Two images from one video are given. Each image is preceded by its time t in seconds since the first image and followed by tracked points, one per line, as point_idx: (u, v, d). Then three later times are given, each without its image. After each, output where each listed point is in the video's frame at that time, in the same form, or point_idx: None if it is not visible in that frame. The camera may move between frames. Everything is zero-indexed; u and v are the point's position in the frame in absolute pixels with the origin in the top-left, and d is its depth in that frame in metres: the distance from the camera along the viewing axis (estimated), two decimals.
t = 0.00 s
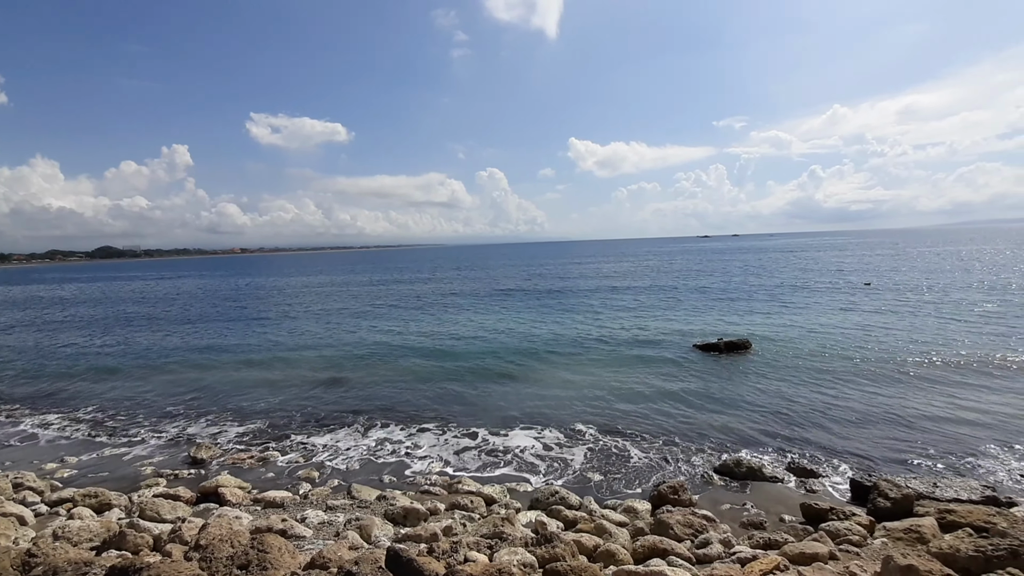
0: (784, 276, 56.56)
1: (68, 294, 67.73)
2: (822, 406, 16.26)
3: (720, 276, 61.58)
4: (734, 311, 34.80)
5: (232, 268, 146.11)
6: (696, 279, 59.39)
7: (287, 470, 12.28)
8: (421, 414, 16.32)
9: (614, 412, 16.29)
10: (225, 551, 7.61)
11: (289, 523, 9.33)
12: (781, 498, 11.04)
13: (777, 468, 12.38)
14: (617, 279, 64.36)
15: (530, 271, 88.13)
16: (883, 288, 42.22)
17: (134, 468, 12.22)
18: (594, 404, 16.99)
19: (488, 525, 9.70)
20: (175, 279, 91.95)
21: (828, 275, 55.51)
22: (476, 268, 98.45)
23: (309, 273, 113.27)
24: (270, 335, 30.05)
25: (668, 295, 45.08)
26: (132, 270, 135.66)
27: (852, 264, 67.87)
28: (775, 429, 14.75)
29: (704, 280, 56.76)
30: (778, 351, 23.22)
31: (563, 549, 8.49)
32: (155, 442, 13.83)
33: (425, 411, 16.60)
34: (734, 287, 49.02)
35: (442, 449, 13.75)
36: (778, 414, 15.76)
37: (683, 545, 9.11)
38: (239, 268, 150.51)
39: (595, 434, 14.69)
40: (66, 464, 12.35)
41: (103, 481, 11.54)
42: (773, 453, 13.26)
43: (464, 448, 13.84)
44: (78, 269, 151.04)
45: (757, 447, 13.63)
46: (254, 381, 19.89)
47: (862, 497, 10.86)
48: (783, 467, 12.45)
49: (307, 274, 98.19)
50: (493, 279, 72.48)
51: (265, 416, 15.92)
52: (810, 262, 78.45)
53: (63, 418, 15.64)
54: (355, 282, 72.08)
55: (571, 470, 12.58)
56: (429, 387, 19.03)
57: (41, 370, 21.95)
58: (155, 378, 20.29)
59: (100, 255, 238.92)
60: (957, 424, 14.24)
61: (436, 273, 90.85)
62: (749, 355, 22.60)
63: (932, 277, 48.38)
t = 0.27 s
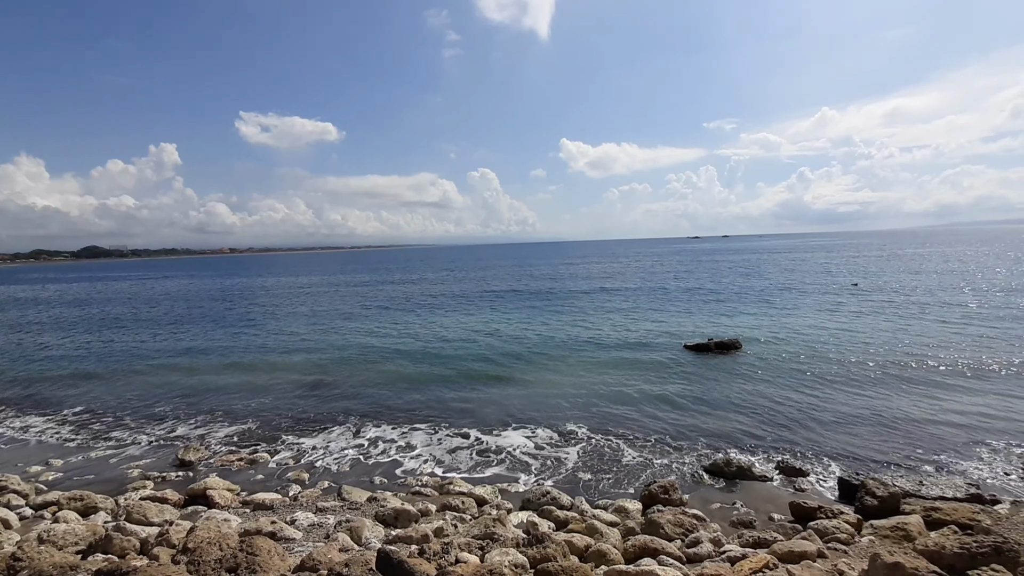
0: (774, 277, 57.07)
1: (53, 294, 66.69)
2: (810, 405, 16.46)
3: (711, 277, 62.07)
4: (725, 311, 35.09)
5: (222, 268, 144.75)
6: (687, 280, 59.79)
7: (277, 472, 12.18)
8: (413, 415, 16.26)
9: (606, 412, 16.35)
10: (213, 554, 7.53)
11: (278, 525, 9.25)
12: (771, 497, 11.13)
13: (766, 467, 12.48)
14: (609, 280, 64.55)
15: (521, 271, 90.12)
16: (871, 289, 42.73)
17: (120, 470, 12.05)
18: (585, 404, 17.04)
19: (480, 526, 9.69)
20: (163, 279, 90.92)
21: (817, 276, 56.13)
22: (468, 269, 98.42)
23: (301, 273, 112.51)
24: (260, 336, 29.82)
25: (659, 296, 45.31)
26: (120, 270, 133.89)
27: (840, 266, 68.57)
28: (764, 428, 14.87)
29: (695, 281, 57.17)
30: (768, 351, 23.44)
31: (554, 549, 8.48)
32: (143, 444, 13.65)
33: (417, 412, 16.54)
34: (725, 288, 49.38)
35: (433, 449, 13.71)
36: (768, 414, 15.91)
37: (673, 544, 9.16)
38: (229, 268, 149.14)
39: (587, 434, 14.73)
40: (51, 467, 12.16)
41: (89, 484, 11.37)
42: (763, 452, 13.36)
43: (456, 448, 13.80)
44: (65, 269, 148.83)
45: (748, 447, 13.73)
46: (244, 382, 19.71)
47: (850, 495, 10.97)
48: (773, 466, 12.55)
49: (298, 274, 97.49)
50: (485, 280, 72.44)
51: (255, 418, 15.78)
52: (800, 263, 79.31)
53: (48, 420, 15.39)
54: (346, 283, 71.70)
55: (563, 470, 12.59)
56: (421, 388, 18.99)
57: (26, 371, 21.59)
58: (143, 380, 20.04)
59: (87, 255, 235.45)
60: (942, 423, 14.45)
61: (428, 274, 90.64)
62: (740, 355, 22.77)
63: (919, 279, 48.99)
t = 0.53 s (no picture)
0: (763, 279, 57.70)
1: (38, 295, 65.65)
2: (799, 405, 16.61)
3: (702, 279, 62.51)
4: (715, 313, 35.34)
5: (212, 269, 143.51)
6: (678, 282, 60.20)
7: (267, 474, 12.07)
8: (404, 417, 16.21)
9: (597, 413, 16.39)
10: (201, 557, 7.44)
11: (268, 528, 9.16)
12: (761, 497, 11.20)
13: (756, 467, 12.56)
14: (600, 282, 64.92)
15: (514, 271, 93.71)
16: (857, 290, 43.34)
17: (107, 473, 11.88)
18: (577, 406, 17.09)
19: (471, 527, 9.66)
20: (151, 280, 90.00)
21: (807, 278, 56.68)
22: (461, 270, 98.41)
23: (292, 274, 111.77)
24: (251, 338, 29.58)
25: (651, 298, 45.55)
26: (107, 271, 132.16)
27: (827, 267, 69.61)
28: (754, 429, 14.97)
29: (686, 283, 57.54)
30: (758, 352, 23.63)
31: (546, 550, 8.47)
32: (130, 447, 13.47)
33: (408, 413, 16.49)
34: (716, 290, 49.78)
35: (425, 451, 13.66)
36: (757, 415, 16.03)
37: (664, 544, 9.18)
38: (220, 269, 147.83)
39: (579, 434, 14.75)
40: (35, 470, 11.95)
41: (74, 487, 11.19)
42: (754, 453, 13.44)
43: (447, 449, 13.74)
44: (51, 270, 146.63)
45: (739, 447, 13.80)
46: (233, 384, 19.54)
47: (839, 494, 11.07)
48: (763, 466, 12.65)
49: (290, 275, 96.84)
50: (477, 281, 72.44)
51: (244, 420, 15.64)
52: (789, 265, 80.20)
53: (32, 423, 15.14)
54: (338, 284, 71.30)
55: (555, 471, 12.57)
56: (412, 390, 18.95)
57: (10, 374, 21.22)
58: (131, 382, 19.80)
59: (73, 254, 231.99)
60: (929, 423, 14.64)
61: (420, 275, 90.45)
62: (730, 356, 22.93)
63: (904, 280, 49.77)
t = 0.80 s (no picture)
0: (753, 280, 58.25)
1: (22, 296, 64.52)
2: (788, 405, 16.78)
3: (694, 280, 62.87)
4: (706, 315, 35.57)
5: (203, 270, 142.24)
6: (670, 283, 60.55)
7: (257, 476, 11.97)
8: (396, 418, 16.14)
9: (588, 414, 16.43)
10: (190, 561, 7.36)
11: (257, 531, 9.08)
12: (751, 497, 11.27)
13: (746, 467, 12.64)
14: (592, 283, 65.25)
15: (505, 271, 97.73)
16: (845, 291, 43.90)
17: (93, 477, 11.71)
18: (569, 407, 17.12)
19: (463, 529, 9.63)
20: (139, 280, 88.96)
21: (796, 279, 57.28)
22: (453, 271, 98.51)
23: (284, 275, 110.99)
24: (241, 340, 29.31)
25: (643, 299, 45.75)
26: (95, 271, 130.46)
27: (815, 269, 70.56)
28: (744, 429, 15.07)
29: (678, 284, 57.87)
30: (749, 353, 23.81)
31: (538, 551, 8.46)
32: (116, 450, 13.29)
33: (400, 414, 16.42)
34: (707, 292, 50.13)
35: (416, 452, 13.60)
36: (748, 415, 16.14)
37: (656, 545, 9.21)
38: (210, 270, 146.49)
39: (570, 435, 14.76)
40: (18, 474, 11.74)
41: (59, 491, 11.01)
42: (744, 452, 13.53)
43: (439, 450, 13.70)
44: (37, 270, 144.46)
45: (729, 447, 13.88)
46: (222, 386, 19.34)
47: (828, 493, 11.17)
48: (753, 465, 12.73)
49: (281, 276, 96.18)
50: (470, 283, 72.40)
51: (234, 421, 15.49)
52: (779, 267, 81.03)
53: (16, 426, 14.87)
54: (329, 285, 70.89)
55: (546, 472, 12.56)
56: (404, 391, 18.88)
57: None
58: (118, 384, 19.53)
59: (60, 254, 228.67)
60: (916, 423, 14.81)
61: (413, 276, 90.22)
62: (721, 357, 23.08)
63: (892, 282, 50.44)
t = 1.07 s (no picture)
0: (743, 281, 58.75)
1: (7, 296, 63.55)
2: (779, 406, 16.92)
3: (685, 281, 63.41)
4: (698, 316, 35.83)
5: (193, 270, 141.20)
6: (662, 284, 60.94)
7: (247, 479, 11.87)
8: (388, 419, 16.10)
9: (581, 415, 16.48)
10: (178, 565, 7.27)
11: (248, 535, 9.00)
12: (742, 497, 11.33)
13: (738, 467, 12.71)
14: (584, 284, 65.55)
15: (493, 271, 101.50)
16: (833, 292, 44.43)
17: (80, 480, 11.55)
18: (561, 408, 17.16)
19: (455, 531, 9.61)
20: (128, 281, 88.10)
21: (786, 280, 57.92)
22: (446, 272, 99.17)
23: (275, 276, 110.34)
24: (232, 341, 29.08)
25: (635, 300, 46.00)
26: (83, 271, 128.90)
27: (804, 270, 71.40)
28: (736, 429, 15.17)
29: (670, 286, 58.27)
30: (739, 354, 24.01)
31: (531, 552, 8.45)
32: (103, 452, 13.11)
33: (392, 416, 16.37)
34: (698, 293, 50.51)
35: (408, 453, 13.55)
36: (739, 416, 16.25)
37: (648, 545, 9.23)
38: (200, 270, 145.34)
39: (563, 435, 14.78)
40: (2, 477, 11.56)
41: (44, 495, 10.84)
42: (735, 452, 13.61)
43: (431, 451, 13.66)
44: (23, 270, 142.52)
45: (720, 447, 13.96)
46: (212, 387, 19.16)
47: (818, 492, 11.26)
48: (744, 465, 12.81)
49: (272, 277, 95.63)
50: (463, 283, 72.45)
51: (224, 423, 15.35)
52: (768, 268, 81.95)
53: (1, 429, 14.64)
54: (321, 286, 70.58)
55: (539, 473, 12.55)
56: (396, 393, 18.83)
57: None
58: (106, 386, 19.29)
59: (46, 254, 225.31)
60: (903, 422, 15.02)
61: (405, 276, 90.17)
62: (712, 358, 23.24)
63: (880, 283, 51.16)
